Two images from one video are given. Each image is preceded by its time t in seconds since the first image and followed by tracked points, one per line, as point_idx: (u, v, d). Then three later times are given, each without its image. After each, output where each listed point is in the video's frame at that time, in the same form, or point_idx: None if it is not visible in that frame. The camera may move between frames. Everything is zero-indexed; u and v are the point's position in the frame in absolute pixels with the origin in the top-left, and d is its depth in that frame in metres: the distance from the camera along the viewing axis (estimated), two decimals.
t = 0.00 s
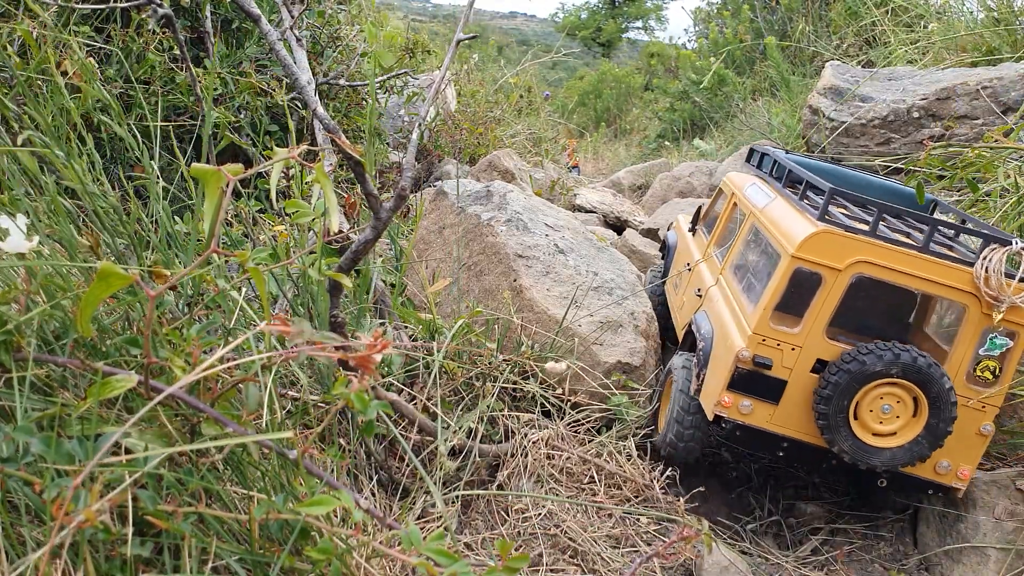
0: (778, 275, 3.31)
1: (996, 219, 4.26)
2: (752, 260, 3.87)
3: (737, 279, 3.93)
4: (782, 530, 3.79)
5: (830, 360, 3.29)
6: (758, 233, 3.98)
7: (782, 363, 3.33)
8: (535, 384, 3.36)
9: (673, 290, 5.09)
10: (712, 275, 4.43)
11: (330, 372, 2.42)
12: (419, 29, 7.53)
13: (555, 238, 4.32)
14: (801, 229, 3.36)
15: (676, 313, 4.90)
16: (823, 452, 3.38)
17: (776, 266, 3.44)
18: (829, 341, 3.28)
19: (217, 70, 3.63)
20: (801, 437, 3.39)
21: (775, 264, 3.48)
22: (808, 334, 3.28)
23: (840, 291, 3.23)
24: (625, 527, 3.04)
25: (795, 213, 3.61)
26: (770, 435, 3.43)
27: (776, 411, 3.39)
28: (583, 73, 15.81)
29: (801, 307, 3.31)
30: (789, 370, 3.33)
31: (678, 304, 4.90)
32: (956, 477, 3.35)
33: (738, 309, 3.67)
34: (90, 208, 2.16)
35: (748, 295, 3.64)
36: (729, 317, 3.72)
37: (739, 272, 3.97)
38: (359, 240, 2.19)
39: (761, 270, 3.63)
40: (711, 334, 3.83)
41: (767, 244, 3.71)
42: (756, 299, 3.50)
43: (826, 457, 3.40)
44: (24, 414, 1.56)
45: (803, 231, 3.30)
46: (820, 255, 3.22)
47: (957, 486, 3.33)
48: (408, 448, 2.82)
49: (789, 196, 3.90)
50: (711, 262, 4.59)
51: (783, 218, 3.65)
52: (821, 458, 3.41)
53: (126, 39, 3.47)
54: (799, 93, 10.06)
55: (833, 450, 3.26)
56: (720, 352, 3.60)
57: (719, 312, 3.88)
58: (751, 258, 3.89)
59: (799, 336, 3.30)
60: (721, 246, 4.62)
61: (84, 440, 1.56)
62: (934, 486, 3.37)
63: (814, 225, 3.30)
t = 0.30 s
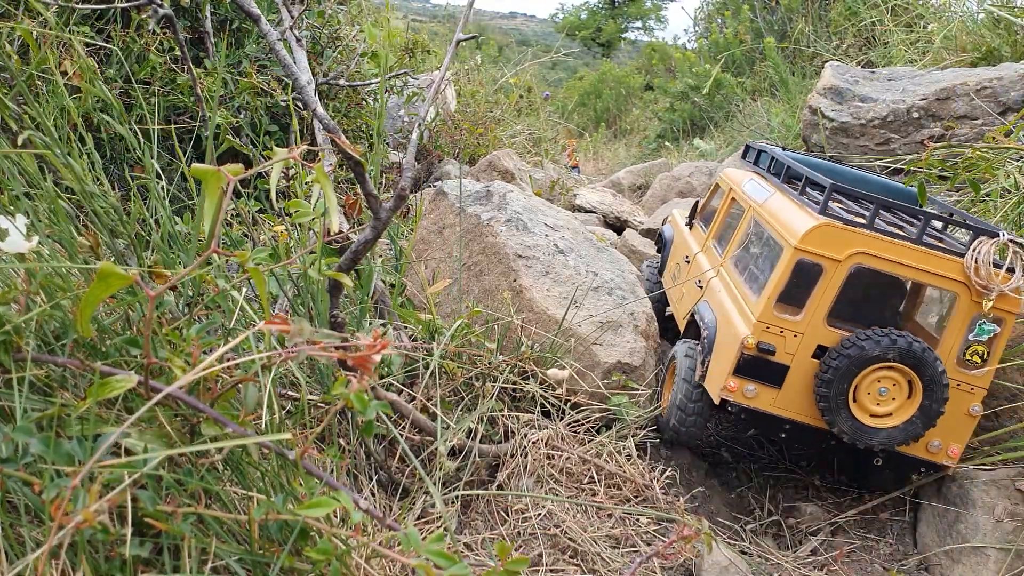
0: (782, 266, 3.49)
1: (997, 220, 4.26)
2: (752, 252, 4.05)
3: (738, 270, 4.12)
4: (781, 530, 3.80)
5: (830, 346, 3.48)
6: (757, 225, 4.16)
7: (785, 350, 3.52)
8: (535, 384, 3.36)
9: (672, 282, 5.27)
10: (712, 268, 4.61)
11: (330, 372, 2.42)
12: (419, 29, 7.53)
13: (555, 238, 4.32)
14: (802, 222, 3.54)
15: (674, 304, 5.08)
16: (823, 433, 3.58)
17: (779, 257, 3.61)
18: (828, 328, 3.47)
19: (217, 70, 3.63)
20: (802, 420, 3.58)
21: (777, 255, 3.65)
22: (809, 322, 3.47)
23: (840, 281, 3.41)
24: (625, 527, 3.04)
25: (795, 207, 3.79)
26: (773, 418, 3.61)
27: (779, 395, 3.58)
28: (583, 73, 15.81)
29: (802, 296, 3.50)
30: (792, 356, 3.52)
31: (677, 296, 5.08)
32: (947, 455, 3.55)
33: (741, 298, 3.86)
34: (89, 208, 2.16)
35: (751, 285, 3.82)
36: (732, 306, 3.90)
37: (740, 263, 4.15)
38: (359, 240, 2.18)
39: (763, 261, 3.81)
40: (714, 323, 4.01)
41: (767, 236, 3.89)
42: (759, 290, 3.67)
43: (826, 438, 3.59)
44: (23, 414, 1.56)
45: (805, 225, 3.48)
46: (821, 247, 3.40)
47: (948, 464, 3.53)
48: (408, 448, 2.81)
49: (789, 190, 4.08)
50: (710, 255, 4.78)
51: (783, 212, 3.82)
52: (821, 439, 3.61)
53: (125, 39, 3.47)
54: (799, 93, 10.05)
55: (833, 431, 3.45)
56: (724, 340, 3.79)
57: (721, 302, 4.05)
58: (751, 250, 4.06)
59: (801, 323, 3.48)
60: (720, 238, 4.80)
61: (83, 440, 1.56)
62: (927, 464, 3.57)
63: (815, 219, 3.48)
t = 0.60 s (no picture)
0: (780, 241, 3.84)
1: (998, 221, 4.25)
2: (749, 235, 4.41)
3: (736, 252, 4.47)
4: (781, 530, 3.80)
5: (826, 315, 3.82)
6: (751, 210, 4.53)
7: (785, 320, 3.85)
8: (535, 384, 3.37)
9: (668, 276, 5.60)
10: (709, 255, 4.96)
11: (330, 372, 2.42)
12: (419, 29, 7.54)
13: (555, 238, 4.33)
14: (795, 201, 3.91)
15: (671, 295, 5.39)
16: (823, 398, 3.90)
17: (775, 235, 3.96)
18: (824, 298, 3.81)
19: (217, 70, 3.64)
20: (803, 387, 3.90)
21: (773, 234, 4.00)
22: (806, 292, 3.82)
23: (834, 252, 3.77)
24: (625, 527, 3.04)
25: (787, 189, 4.17)
26: (776, 386, 3.93)
27: (781, 363, 3.90)
28: (583, 73, 15.82)
29: (800, 269, 3.85)
30: (791, 326, 3.86)
31: (675, 288, 5.40)
32: (939, 415, 3.87)
33: (740, 277, 4.20)
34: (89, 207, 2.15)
35: (749, 264, 4.16)
36: (732, 285, 4.25)
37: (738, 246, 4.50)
38: (359, 240, 2.18)
39: (759, 241, 4.16)
40: (715, 302, 4.35)
41: (763, 217, 4.25)
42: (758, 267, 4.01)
43: (826, 403, 3.90)
44: (24, 414, 1.56)
45: (798, 202, 3.85)
46: (814, 220, 3.77)
47: (940, 423, 3.85)
48: (408, 448, 2.81)
49: (780, 176, 4.45)
50: (706, 244, 5.12)
51: (776, 194, 4.20)
52: (821, 404, 3.92)
53: (126, 39, 3.47)
54: (799, 93, 10.05)
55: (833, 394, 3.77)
56: (727, 315, 4.12)
57: (721, 283, 4.39)
58: (748, 233, 4.42)
59: (798, 294, 3.83)
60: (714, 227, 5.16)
61: (83, 440, 1.56)
62: (920, 424, 3.90)
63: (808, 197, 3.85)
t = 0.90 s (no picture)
0: (766, 234, 4.10)
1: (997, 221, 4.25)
2: (738, 229, 4.66)
3: (726, 246, 4.72)
4: (781, 530, 3.80)
5: (813, 303, 4.07)
6: (740, 205, 4.78)
7: (773, 309, 4.10)
8: (535, 384, 3.37)
9: (663, 272, 5.84)
10: (701, 249, 5.21)
11: (330, 372, 2.43)
12: (419, 30, 7.54)
13: (555, 238, 4.33)
14: (778, 195, 4.17)
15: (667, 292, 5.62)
16: (815, 383, 4.13)
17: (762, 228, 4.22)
18: (810, 287, 4.06)
19: (217, 70, 3.64)
20: (793, 374, 4.14)
21: (759, 227, 4.26)
22: (793, 282, 4.07)
23: (818, 241, 4.02)
24: (625, 527, 3.04)
25: (772, 183, 4.43)
26: (768, 373, 4.17)
27: (771, 351, 4.14)
28: (583, 73, 15.83)
29: (786, 260, 4.10)
30: (780, 314, 4.11)
31: (669, 284, 5.62)
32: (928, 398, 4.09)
33: (730, 270, 4.45)
34: (89, 207, 2.15)
35: (738, 258, 4.42)
36: (723, 277, 4.50)
37: (728, 240, 4.75)
38: (359, 240, 2.18)
39: (747, 235, 4.42)
40: (708, 295, 4.59)
41: (750, 212, 4.51)
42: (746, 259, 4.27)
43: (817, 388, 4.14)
44: (24, 413, 1.56)
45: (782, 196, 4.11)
46: (798, 213, 4.03)
47: (929, 405, 4.07)
48: (408, 448, 2.81)
49: (767, 172, 4.71)
50: (698, 240, 5.36)
51: (761, 189, 4.46)
52: (813, 389, 4.16)
53: (126, 39, 3.47)
54: (799, 93, 10.04)
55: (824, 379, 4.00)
56: (719, 306, 4.37)
57: (713, 277, 4.64)
58: (737, 227, 4.67)
59: (786, 283, 4.08)
60: (705, 223, 5.41)
61: (83, 440, 1.56)
62: (911, 407, 4.10)
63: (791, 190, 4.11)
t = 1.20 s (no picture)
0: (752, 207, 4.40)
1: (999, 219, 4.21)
2: (727, 210, 4.95)
3: (715, 227, 5.00)
4: (781, 530, 3.80)
5: (798, 272, 4.34)
6: (728, 188, 5.08)
7: (760, 279, 4.37)
8: (535, 384, 3.37)
9: (658, 264, 6.04)
10: (693, 234, 5.47)
11: (330, 372, 2.43)
12: (419, 29, 7.53)
13: (555, 238, 4.33)
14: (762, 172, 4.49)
15: (662, 281, 5.83)
16: (802, 351, 4.37)
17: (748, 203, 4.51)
18: (795, 257, 4.34)
19: (217, 70, 3.64)
20: (781, 341, 4.37)
21: (745, 204, 4.56)
22: (778, 252, 4.35)
23: (801, 211, 4.32)
24: (625, 527, 3.04)
25: (756, 164, 4.74)
26: (757, 340, 4.41)
27: (759, 320, 4.39)
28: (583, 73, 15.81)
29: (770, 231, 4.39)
30: (765, 284, 4.37)
31: (663, 274, 5.84)
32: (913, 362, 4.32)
33: (719, 247, 4.73)
34: (89, 207, 2.15)
35: (727, 234, 4.70)
36: (713, 254, 4.77)
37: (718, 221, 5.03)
38: (359, 240, 2.18)
39: (735, 214, 4.71)
40: (698, 274, 4.85)
41: (737, 192, 4.81)
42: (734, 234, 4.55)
43: (805, 354, 4.37)
44: (24, 414, 1.56)
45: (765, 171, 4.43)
46: (781, 185, 4.34)
47: (914, 370, 4.29)
48: (408, 448, 2.81)
49: (754, 156, 5.02)
50: (690, 227, 5.62)
51: (746, 170, 4.77)
52: (801, 357, 4.39)
53: (126, 39, 3.47)
54: (799, 93, 10.03)
55: (811, 344, 4.24)
56: (708, 281, 4.63)
57: (704, 257, 4.90)
58: (727, 208, 4.96)
59: (771, 254, 4.36)
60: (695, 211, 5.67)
61: (83, 440, 1.56)
62: (896, 372, 4.34)
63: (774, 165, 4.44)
